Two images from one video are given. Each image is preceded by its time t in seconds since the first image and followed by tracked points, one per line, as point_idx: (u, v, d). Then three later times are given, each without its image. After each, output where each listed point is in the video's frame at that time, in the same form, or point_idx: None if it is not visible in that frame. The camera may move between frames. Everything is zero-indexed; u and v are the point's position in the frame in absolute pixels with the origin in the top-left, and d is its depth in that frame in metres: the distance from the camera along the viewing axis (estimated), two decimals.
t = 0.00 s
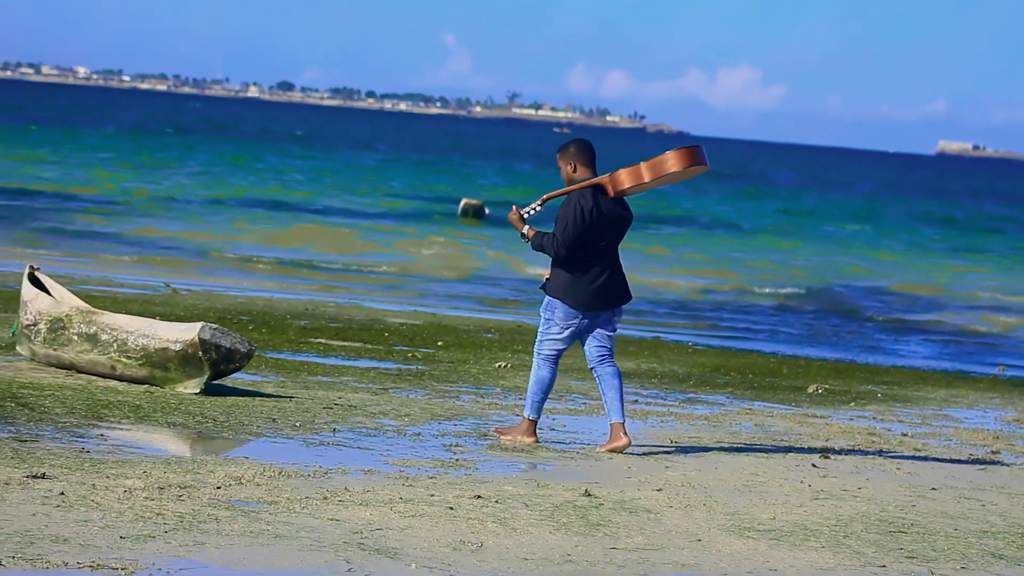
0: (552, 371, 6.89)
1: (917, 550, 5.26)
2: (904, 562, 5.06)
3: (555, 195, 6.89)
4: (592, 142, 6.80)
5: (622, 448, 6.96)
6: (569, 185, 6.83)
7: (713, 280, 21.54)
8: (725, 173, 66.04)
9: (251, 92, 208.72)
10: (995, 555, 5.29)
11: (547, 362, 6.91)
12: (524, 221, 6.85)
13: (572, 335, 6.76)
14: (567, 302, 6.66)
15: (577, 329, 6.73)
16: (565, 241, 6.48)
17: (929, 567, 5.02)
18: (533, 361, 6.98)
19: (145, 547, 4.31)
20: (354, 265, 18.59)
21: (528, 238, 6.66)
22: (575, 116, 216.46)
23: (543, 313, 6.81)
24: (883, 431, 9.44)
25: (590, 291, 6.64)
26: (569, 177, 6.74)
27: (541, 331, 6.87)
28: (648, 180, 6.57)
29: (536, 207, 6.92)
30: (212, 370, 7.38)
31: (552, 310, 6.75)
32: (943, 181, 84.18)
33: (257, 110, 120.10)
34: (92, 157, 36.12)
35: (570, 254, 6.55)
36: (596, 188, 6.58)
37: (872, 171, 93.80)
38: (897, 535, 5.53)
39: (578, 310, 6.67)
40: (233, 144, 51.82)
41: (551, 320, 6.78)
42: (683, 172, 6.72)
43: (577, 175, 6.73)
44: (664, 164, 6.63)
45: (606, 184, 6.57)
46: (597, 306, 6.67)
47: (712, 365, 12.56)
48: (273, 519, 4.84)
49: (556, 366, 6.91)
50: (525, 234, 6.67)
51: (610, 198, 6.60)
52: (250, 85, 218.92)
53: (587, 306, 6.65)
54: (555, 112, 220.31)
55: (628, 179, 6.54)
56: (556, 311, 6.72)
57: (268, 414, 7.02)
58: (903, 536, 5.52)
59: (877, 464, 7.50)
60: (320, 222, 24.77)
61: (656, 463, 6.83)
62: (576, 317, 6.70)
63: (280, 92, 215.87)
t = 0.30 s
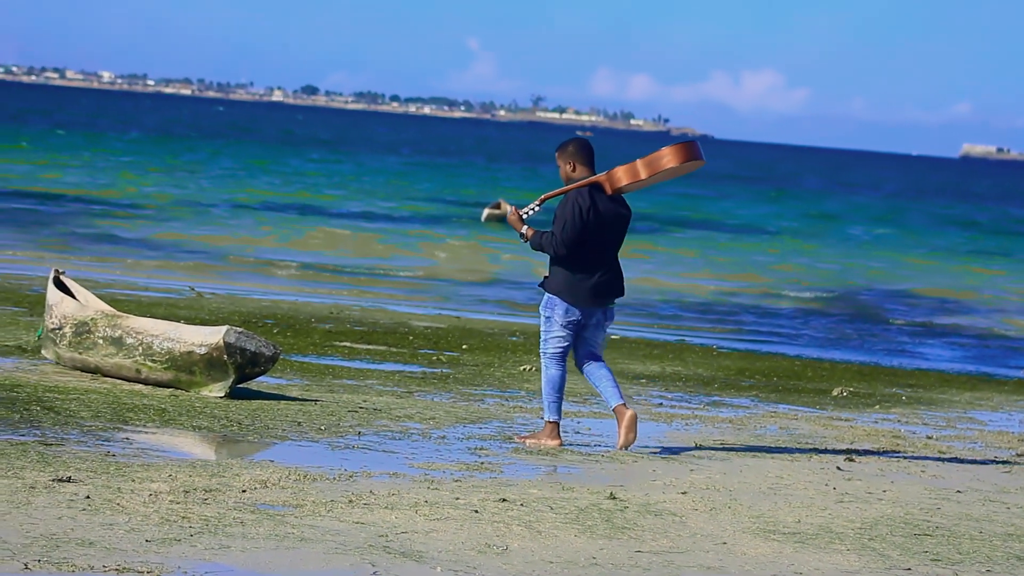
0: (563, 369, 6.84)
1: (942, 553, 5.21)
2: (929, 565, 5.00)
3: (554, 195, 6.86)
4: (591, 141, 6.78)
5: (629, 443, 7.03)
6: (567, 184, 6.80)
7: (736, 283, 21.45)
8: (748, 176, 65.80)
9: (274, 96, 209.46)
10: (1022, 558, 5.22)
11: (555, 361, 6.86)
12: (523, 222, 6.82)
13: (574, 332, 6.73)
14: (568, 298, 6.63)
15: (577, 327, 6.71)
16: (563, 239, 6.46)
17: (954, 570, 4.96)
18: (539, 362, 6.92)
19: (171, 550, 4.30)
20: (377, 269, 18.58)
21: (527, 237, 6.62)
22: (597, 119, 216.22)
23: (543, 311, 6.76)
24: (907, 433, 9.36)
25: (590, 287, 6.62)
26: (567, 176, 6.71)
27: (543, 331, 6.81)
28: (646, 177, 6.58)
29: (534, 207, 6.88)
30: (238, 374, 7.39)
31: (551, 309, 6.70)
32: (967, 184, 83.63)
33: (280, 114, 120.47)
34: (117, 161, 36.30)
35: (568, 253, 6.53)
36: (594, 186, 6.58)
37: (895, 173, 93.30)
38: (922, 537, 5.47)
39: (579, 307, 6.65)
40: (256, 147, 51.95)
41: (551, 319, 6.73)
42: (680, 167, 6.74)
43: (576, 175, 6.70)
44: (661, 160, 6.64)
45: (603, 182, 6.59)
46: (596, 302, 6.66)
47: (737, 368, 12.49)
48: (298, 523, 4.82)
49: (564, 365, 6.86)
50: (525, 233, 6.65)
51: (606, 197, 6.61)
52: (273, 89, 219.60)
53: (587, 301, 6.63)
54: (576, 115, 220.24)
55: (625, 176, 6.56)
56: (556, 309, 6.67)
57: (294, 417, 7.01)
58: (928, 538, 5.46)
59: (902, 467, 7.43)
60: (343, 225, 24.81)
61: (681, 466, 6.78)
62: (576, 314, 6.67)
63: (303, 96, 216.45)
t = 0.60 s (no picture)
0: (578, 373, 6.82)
1: (965, 560, 5.15)
2: (951, 572, 4.95)
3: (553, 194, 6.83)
4: (595, 144, 6.77)
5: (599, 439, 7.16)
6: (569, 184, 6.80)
7: (756, 289, 21.36)
8: (768, 181, 65.61)
9: (295, 101, 210.25)
10: None
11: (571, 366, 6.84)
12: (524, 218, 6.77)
13: (583, 333, 6.72)
14: (571, 300, 6.62)
15: (586, 327, 6.70)
16: (560, 234, 6.43)
17: None
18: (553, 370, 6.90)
19: (193, 557, 4.28)
20: (398, 275, 18.59)
21: (524, 232, 6.62)
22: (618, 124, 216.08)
23: (549, 317, 6.74)
24: (929, 440, 9.28)
25: (591, 287, 6.62)
26: (569, 177, 6.71)
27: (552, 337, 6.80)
28: (641, 177, 6.48)
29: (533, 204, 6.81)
30: (260, 380, 7.37)
31: (558, 312, 6.69)
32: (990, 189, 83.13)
33: (301, 120, 120.79)
34: (139, 167, 36.45)
35: (568, 251, 6.52)
36: (594, 186, 6.56)
37: (917, 178, 92.92)
38: (944, 544, 5.41)
39: (583, 308, 6.64)
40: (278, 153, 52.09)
41: (559, 324, 6.71)
42: (681, 167, 6.64)
43: (578, 175, 6.70)
44: (659, 159, 6.55)
45: (602, 181, 6.56)
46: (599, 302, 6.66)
47: (759, 374, 12.43)
48: (320, 529, 4.80)
49: (580, 369, 6.84)
50: (522, 229, 6.65)
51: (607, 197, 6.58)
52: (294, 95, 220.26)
53: (589, 301, 6.63)
54: (598, 121, 220.13)
55: (622, 175, 6.48)
56: (563, 312, 6.66)
57: (316, 424, 7.00)
58: (950, 545, 5.40)
59: (924, 473, 7.36)
60: (363, 231, 24.82)
61: (703, 473, 6.74)
62: (582, 314, 6.66)
63: (324, 101, 217.25)
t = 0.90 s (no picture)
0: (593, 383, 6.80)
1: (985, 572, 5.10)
2: None
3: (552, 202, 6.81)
4: (597, 156, 6.76)
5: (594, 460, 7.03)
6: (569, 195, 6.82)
7: (773, 301, 21.30)
8: (784, 193, 65.43)
9: (312, 114, 211.00)
10: None
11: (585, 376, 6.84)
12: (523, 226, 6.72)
13: (588, 342, 6.76)
14: (573, 309, 6.66)
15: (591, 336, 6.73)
16: (553, 243, 6.46)
17: None
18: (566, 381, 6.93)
19: (211, 568, 4.27)
20: (415, 286, 18.60)
21: (521, 239, 6.63)
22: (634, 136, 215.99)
23: (555, 328, 6.79)
24: (948, 451, 9.22)
25: (592, 296, 6.65)
26: (571, 187, 6.73)
27: (560, 350, 6.84)
28: (639, 190, 6.46)
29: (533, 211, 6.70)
30: (278, 392, 7.38)
31: (562, 323, 6.73)
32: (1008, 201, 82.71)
33: (319, 132, 121.14)
34: (157, 179, 36.60)
35: (563, 259, 6.56)
36: (594, 198, 6.57)
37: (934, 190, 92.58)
38: (963, 556, 5.37)
39: (585, 316, 6.67)
40: (295, 165, 52.22)
41: (565, 335, 6.74)
42: (680, 184, 6.56)
43: (579, 186, 6.72)
44: (656, 173, 6.49)
45: (601, 194, 6.55)
46: (601, 311, 6.68)
47: (777, 386, 12.38)
48: (338, 540, 4.79)
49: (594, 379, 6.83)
50: (519, 235, 6.66)
51: (606, 209, 6.58)
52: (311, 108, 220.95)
53: (590, 309, 6.66)
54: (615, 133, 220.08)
55: (620, 187, 6.46)
56: (568, 323, 6.70)
57: (334, 435, 6.99)
58: (969, 557, 5.35)
59: (943, 485, 7.30)
60: (380, 243, 24.85)
61: (721, 484, 6.70)
62: (585, 323, 6.70)
63: (341, 113, 217.86)
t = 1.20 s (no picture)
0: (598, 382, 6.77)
1: None
2: None
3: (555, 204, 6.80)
4: (602, 163, 6.77)
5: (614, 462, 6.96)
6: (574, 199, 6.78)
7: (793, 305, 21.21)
8: (805, 196, 65.20)
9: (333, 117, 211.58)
10: None
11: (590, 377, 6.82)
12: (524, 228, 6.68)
13: (593, 344, 6.72)
14: (576, 313, 6.61)
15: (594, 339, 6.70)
16: (555, 244, 6.44)
17: None
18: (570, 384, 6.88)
19: (232, 571, 4.27)
20: (435, 289, 18.60)
21: (523, 240, 6.59)
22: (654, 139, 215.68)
23: (558, 332, 6.73)
24: (970, 455, 9.15)
25: (595, 299, 6.62)
26: (574, 193, 6.69)
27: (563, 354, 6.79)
28: (641, 198, 6.50)
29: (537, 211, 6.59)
30: (299, 396, 7.37)
31: (565, 327, 6.67)
32: None
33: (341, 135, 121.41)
34: (178, 182, 36.74)
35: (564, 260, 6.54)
36: (596, 204, 6.57)
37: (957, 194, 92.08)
38: (985, 560, 5.32)
39: (590, 319, 6.63)
40: (315, 168, 52.34)
41: (569, 338, 6.69)
42: (680, 194, 6.64)
43: (583, 191, 6.68)
44: (658, 184, 6.56)
45: (603, 200, 6.56)
46: (605, 313, 6.66)
47: (798, 390, 12.31)
48: (359, 544, 4.78)
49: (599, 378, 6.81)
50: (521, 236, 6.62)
51: (607, 214, 6.59)
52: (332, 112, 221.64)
53: (594, 312, 6.62)
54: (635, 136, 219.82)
55: (623, 195, 6.51)
56: (572, 326, 6.64)
57: (355, 439, 6.99)
58: (991, 561, 5.31)
59: (964, 489, 7.24)
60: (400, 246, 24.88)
61: (743, 488, 6.66)
62: (590, 327, 6.66)
63: (362, 117, 218.44)
